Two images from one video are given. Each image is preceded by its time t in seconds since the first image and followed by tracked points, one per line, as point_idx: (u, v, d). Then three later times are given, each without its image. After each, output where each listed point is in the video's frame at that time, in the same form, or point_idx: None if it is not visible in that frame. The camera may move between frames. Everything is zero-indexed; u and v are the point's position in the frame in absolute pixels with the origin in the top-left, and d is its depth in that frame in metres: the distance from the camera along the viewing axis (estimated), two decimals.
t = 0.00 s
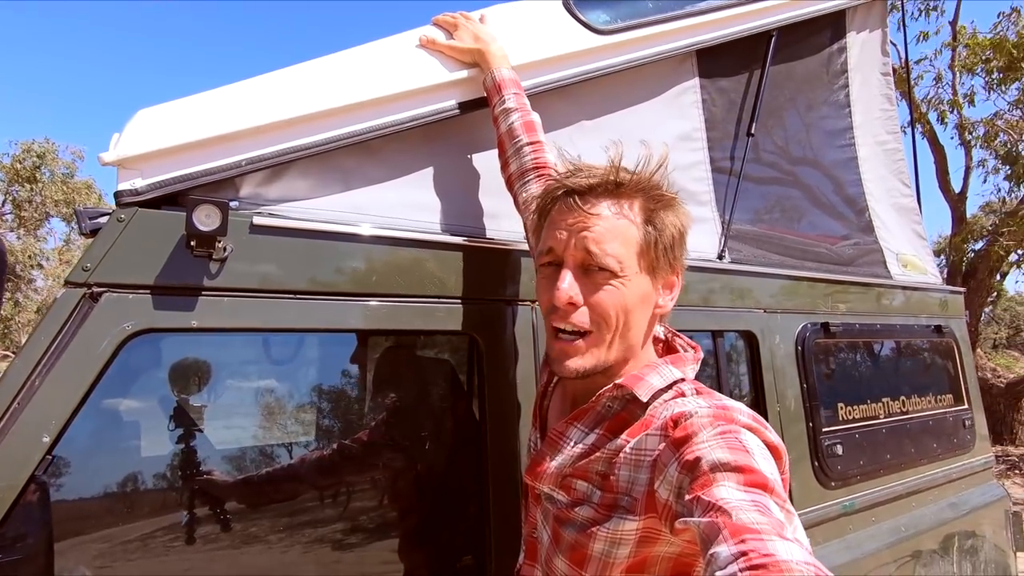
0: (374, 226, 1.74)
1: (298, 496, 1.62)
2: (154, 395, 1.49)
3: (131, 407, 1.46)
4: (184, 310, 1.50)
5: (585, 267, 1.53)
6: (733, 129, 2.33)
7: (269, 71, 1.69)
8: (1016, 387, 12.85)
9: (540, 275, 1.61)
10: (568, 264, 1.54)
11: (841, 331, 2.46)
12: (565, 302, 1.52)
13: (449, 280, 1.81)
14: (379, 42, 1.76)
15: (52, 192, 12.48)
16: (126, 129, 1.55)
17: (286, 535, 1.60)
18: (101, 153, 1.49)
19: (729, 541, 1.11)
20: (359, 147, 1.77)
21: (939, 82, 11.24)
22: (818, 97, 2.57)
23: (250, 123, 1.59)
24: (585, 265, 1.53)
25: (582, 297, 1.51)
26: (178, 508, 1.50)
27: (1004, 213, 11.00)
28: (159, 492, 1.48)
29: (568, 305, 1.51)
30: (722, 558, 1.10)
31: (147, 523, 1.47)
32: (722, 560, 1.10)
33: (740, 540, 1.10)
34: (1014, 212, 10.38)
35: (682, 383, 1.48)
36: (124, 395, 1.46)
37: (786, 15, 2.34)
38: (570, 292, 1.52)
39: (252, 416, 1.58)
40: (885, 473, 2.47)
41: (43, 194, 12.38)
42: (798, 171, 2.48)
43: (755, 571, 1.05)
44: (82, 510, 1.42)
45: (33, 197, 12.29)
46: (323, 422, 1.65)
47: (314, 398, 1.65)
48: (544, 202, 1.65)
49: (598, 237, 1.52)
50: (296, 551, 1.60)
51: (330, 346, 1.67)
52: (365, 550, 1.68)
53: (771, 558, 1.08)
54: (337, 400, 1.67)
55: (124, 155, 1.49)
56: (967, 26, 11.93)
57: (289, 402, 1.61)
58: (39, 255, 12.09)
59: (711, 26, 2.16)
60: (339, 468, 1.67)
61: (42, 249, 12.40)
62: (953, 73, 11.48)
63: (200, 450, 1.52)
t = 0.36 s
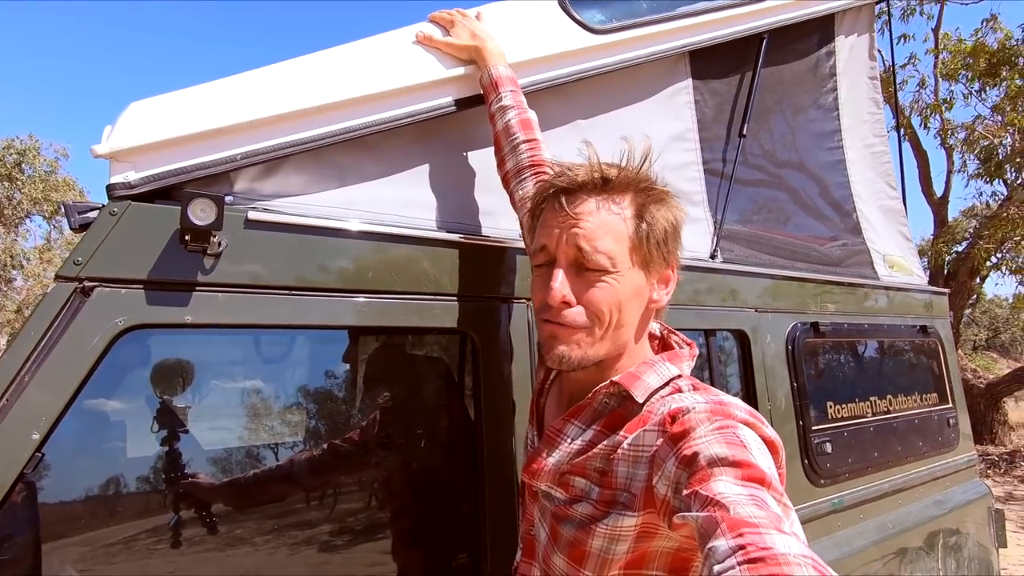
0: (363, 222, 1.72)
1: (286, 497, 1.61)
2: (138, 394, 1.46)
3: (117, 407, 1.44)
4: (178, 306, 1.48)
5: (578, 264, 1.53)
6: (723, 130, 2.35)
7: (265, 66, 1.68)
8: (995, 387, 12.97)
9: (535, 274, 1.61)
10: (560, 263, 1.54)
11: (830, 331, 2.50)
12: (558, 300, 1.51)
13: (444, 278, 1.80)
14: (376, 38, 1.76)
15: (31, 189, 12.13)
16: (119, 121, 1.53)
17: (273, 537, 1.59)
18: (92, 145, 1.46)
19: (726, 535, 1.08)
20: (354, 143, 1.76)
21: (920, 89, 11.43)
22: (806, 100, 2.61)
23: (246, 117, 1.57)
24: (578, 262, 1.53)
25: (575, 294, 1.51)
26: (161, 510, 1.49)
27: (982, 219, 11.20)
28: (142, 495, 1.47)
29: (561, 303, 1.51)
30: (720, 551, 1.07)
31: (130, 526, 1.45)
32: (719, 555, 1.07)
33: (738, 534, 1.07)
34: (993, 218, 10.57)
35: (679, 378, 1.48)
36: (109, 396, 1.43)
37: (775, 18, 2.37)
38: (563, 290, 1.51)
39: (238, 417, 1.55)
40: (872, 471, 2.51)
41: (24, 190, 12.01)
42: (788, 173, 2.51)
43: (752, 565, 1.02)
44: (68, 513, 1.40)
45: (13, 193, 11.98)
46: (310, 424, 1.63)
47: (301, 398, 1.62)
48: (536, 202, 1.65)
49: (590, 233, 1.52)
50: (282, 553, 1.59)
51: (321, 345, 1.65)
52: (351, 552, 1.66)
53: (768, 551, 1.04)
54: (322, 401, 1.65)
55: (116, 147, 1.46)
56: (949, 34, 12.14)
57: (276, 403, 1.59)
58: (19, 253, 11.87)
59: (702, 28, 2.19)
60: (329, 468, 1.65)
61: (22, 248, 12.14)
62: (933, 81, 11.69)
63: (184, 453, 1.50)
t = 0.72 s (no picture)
0: (355, 222, 1.71)
1: (276, 501, 1.59)
2: (126, 396, 1.44)
3: (107, 408, 1.42)
4: (171, 308, 1.45)
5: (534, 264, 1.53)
6: (717, 133, 2.36)
7: (260, 65, 1.66)
8: (982, 387, 13.15)
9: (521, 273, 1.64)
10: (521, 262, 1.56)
11: (823, 332, 2.53)
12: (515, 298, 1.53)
13: (440, 280, 1.79)
14: (372, 38, 1.75)
15: (15, 187, 11.86)
16: (111, 121, 1.50)
17: (263, 539, 1.57)
18: (85, 144, 1.44)
19: (723, 540, 1.05)
20: (350, 144, 1.75)
21: (906, 92, 11.55)
22: (799, 104, 2.62)
23: (240, 116, 1.55)
24: (533, 262, 1.52)
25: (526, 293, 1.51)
26: (149, 513, 1.47)
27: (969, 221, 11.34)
28: (129, 497, 1.45)
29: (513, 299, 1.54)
30: (717, 556, 1.04)
31: (117, 529, 1.44)
32: (716, 559, 1.04)
33: (735, 538, 1.04)
34: (978, 220, 10.72)
35: (676, 382, 1.43)
36: (97, 399, 1.41)
37: (767, 21, 2.38)
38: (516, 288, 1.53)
39: (227, 419, 1.53)
40: (864, 472, 2.54)
41: (7, 187, 11.75)
42: (781, 175, 2.52)
43: (749, 571, 1.00)
44: (52, 515, 1.39)
45: None
46: (301, 425, 1.61)
47: (290, 399, 1.60)
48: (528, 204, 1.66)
49: (539, 234, 1.50)
50: (271, 556, 1.57)
51: (315, 347, 1.63)
52: (343, 554, 1.64)
53: (765, 556, 1.02)
54: (311, 403, 1.63)
55: (109, 147, 1.44)
56: (934, 38, 12.28)
57: (266, 404, 1.57)
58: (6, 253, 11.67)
59: (694, 30, 2.20)
60: (323, 471, 1.64)
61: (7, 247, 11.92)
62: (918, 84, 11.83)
63: (172, 454, 1.48)
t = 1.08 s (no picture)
0: (349, 221, 1.70)
1: (269, 504, 1.58)
2: (118, 398, 1.42)
3: (101, 410, 1.40)
4: (172, 308, 1.45)
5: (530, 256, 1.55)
6: (712, 133, 2.38)
7: (259, 63, 1.66)
8: (972, 386, 13.27)
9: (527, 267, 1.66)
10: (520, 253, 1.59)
11: (818, 330, 2.55)
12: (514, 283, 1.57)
13: (440, 279, 1.79)
14: (372, 37, 1.75)
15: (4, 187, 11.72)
16: (111, 119, 1.49)
17: (256, 541, 1.56)
18: (85, 143, 1.43)
19: (719, 539, 1.04)
20: (350, 143, 1.75)
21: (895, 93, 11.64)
22: (793, 104, 2.64)
23: (241, 115, 1.55)
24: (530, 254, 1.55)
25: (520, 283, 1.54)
26: (140, 516, 1.44)
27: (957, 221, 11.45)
28: (121, 499, 1.42)
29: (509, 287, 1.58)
30: (713, 554, 1.03)
31: (108, 531, 1.41)
32: (713, 558, 1.03)
33: (732, 537, 1.03)
34: (968, 220, 10.83)
35: (677, 382, 1.43)
36: (90, 400, 1.39)
37: (762, 22, 2.40)
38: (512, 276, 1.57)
39: (219, 420, 1.52)
40: (859, 469, 2.57)
41: None
42: (776, 175, 2.54)
43: (745, 570, 0.99)
44: (47, 518, 1.36)
45: None
46: (293, 426, 1.60)
47: (284, 399, 1.59)
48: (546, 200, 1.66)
49: (536, 227, 1.53)
50: (266, 557, 1.56)
51: (310, 346, 1.62)
52: (336, 555, 1.63)
53: (762, 555, 1.01)
54: (303, 403, 1.62)
55: (109, 145, 1.43)
56: (924, 39, 12.38)
57: (258, 405, 1.56)
58: None
59: (690, 30, 2.21)
60: (324, 470, 1.64)
61: None
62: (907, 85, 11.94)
63: (163, 457, 1.47)
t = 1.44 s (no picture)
0: (339, 220, 1.67)
1: (264, 506, 1.56)
2: (111, 399, 1.40)
3: (94, 412, 1.38)
4: (169, 309, 1.43)
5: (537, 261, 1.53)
6: (709, 133, 2.38)
7: (257, 61, 1.64)
8: (963, 383, 13.37)
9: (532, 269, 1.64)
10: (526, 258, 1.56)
11: (815, 330, 2.56)
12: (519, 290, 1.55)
13: (439, 279, 1.78)
14: (370, 35, 1.73)
15: None
16: (106, 117, 1.47)
17: (251, 543, 1.54)
18: (80, 141, 1.41)
19: (728, 541, 1.04)
20: (348, 142, 1.73)
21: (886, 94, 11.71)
22: (789, 104, 2.65)
23: (238, 113, 1.53)
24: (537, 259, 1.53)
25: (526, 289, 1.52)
26: (133, 517, 1.42)
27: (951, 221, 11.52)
28: (112, 500, 1.40)
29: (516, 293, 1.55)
30: (722, 557, 1.03)
31: (99, 534, 1.38)
32: (722, 561, 1.03)
33: (740, 540, 1.02)
34: (959, 220, 10.92)
35: (682, 383, 1.43)
36: (84, 402, 1.37)
37: (759, 21, 2.40)
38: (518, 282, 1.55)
39: (212, 421, 1.50)
40: (856, 468, 2.58)
41: None
42: (772, 176, 2.54)
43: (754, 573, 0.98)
44: (41, 520, 1.34)
45: None
46: (288, 426, 1.58)
47: (277, 399, 1.57)
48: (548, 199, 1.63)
49: (542, 233, 1.51)
50: (260, 559, 1.54)
51: (306, 346, 1.61)
52: (330, 557, 1.61)
53: (771, 557, 1.00)
54: (297, 403, 1.60)
55: (104, 143, 1.41)
56: (914, 40, 12.47)
57: (252, 406, 1.54)
58: None
59: (687, 30, 2.21)
60: (323, 473, 1.62)
61: None
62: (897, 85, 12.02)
63: (156, 458, 1.44)
